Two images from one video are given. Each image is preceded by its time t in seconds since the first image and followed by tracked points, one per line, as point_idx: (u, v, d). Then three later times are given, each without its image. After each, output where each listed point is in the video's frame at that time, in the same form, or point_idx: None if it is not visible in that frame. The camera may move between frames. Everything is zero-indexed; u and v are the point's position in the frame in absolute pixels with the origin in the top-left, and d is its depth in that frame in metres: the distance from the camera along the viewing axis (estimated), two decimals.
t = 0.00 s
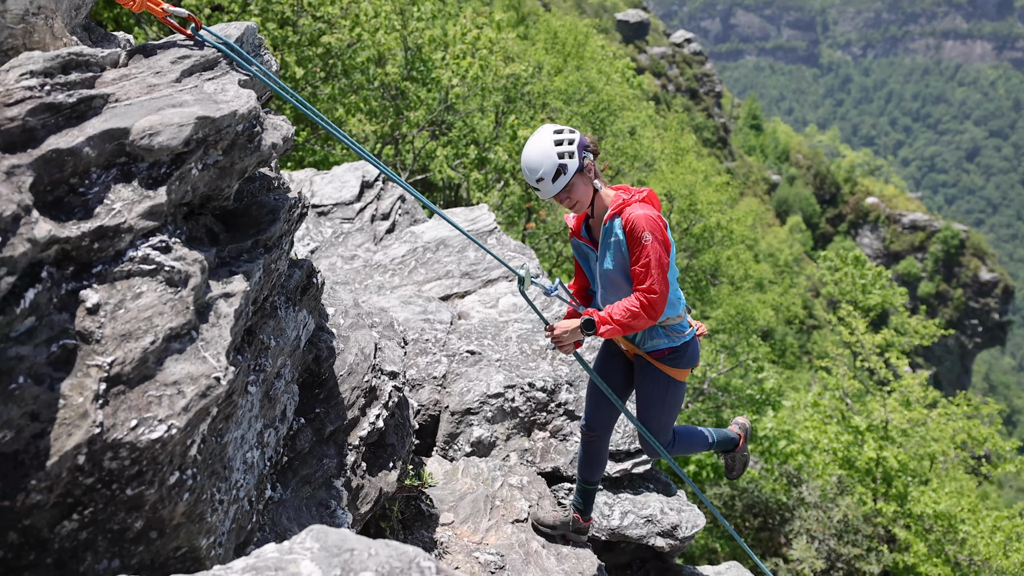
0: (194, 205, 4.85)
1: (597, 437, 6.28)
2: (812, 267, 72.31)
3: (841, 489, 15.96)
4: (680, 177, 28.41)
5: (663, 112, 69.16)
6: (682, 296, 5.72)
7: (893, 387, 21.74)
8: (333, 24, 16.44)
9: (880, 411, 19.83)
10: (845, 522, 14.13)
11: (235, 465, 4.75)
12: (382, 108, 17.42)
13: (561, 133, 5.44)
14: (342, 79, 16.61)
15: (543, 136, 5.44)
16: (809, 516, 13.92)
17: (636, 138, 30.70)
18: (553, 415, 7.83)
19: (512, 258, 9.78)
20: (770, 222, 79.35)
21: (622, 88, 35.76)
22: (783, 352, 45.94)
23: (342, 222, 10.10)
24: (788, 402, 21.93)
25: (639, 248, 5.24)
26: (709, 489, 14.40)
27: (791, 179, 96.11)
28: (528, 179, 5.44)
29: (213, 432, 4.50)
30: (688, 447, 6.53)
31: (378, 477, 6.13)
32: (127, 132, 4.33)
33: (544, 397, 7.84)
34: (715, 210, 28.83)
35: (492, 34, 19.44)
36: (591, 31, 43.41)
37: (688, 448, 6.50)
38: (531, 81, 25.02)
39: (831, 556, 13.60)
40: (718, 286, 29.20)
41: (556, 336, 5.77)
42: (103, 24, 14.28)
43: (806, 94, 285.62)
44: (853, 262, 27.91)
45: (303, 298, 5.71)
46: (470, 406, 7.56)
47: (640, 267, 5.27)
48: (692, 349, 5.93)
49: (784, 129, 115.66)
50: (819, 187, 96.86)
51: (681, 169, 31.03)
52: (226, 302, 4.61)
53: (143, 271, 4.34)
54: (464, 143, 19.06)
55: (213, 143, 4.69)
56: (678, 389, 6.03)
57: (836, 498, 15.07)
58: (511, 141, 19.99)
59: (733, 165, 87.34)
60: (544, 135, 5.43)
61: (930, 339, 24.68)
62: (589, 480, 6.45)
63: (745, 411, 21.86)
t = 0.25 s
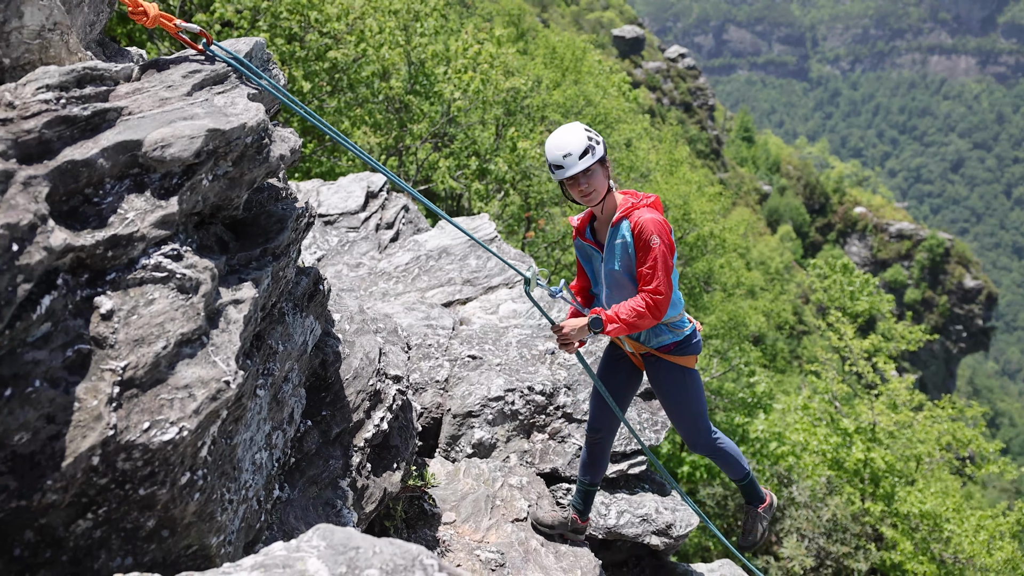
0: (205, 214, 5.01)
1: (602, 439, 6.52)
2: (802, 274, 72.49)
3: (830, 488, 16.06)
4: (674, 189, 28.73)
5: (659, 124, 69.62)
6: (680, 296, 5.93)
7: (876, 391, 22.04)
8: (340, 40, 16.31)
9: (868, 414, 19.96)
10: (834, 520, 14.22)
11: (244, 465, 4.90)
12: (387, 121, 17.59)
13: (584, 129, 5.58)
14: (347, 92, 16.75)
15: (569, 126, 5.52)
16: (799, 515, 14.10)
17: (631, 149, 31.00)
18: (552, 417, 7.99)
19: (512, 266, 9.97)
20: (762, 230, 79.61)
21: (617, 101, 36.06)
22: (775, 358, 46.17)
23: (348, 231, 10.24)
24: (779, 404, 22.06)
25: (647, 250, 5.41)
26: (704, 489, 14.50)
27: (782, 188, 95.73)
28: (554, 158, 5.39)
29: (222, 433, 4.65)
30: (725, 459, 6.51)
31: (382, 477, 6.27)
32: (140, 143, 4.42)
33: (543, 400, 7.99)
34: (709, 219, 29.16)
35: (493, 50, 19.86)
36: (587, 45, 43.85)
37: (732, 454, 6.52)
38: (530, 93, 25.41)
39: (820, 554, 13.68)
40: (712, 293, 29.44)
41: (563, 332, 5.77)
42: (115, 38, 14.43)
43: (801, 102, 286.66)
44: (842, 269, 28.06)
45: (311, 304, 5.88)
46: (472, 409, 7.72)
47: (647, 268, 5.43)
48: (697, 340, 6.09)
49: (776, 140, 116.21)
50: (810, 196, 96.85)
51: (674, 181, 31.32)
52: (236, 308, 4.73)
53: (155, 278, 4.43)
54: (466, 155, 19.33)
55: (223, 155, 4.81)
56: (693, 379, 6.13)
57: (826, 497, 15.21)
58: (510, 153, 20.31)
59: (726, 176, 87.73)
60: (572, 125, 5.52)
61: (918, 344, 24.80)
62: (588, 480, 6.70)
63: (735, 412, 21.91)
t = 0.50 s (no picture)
0: (205, 213, 5.01)
1: (602, 439, 6.41)
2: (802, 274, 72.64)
3: (830, 488, 16.07)
4: (675, 187, 28.68)
5: (658, 123, 69.59)
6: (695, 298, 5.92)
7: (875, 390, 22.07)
8: (340, 40, 16.27)
9: (868, 413, 19.96)
10: (833, 520, 14.22)
11: (244, 465, 4.90)
12: (387, 121, 17.57)
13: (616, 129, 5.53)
14: (348, 92, 16.74)
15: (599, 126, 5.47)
16: (799, 515, 14.13)
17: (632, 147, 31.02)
18: (552, 416, 7.99)
19: (511, 265, 9.97)
20: (761, 229, 79.58)
21: (617, 100, 36.04)
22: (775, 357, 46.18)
23: (348, 230, 10.25)
24: (778, 404, 22.10)
25: (663, 258, 5.39)
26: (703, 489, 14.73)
27: (782, 187, 96.21)
28: (582, 158, 5.34)
29: (222, 433, 4.65)
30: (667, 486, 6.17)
31: (382, 477, 6.27)
32: (140, 143, 4.42)
33: (543, 399, 7.99)
34: (710, 220, 29.23)
35: (493, 50, 19.88)
36: (587, 45, 43.83)
37: (671, 481, 6.15)
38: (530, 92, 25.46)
39: (820, 553, 13.67)
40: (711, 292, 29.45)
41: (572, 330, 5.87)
42: (115, 38, 14.41)
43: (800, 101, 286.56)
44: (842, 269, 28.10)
45: (311, 304, 5.88)
46: (472, 409, 7.72)
47: (662, 276, 5.43)
48: (698, 350, 6.00)
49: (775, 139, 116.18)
50: (810, 195, 97.40)
51: (673, 180, 31.34)
52: (236, 307, 4.73)
53: (155, 278, 4.43)
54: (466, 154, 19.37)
55: (223, 154, 4.80)
56: (681, 389, 5.98)
57: (827, 497, 15.23)
58: (510, 152, 20.34)
59: (726, 175, 87.71)
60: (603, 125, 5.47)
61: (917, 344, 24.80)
62: (589, 481, 6.60)
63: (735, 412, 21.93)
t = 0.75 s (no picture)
0: (205, 214, 5.01)
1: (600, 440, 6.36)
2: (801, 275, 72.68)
3: (830, 488, 16.06)
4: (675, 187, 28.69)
5: (658, 124, 69.60)
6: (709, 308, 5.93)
7: (875, 391, 22.07)
8: (340, 41, 16.25)
9: (868, 414, 19.95)
10: (833, 520, 14.21)
11: (244, 466, 4.90)
12: (386, 121, 17.59)
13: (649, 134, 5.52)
14: (347, 92, 16.75)
15: (632, 130, 5.46)
16: (799, 515, 14.13)
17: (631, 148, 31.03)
18: (552, 417, 7.99)
19: (511, 266, 9.97)
20: (761, 230, 79.58)
21: (617, 101, 36.04)
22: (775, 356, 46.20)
23: (348, 231, 10.25)
24: (778, 404, 22.09)
25: (679, 269, 5.40)
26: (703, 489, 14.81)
27: (781, 188, 96.28)
28: (613, 162, 5.35)
29: (222, 433, 4.65)
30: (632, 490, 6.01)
31: (381, 477, 6.27)
32: (139, 144, 4.42)
33: (543, 399, 7.98)
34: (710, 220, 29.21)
35: (493, 50, 19.89)
36: (587, 46, 43.86)
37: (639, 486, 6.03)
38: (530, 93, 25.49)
39: (820, 553, 13.65)
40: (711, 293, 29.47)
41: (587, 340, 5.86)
42: (115, 39, 14.40)
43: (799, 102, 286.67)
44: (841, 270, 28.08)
45: (310, 304, 5.88)
46: (472, 409, 7.72)
47: (677, 288, 5.45)
48: (703, 361, 5.97)
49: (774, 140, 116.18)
50: (810, 196, 97.55)
51: (673, 181, 31.34)
52: (235, 308, 4.73)
53: (155, 278, 4.43)
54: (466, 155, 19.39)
55: (223, 155, 4.80)
56: (676, 398, 5.92)
57: (826, 497, 15.22)
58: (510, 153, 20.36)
59: (726, 176, 87.68)
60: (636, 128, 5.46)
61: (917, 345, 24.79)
62: (588, 482, 6.54)
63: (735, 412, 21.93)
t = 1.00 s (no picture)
0: (205, 214, 5.00)
1: (610, 445, 6.30)
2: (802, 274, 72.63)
3: (830, 488, 16.05)
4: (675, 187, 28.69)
5: (658, 123, 69.53)
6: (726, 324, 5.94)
7: (875, 391, 22.06)
8: (339, 40, 16.23)
9: (868, 414, 19.94)
10: (834, 520, 14.21)
11: (244, 466, 4.90)
12: (387, 121, 17.56)
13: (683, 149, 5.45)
14: (348, 92, 16.75)
15: (665, 146, 5.40)
16: (799, 515, 14.12)
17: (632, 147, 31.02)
18: (552, 417, 7.99)
19: (511, 266, 9.97)
20: (761, 229, 79.53)
21: (617, 101, 36.01)
22: (775, 355, 46.20)
23: (348, 231, 10.25)
24: (778, 404, 22.08)
25: (698, 289, 5.41)
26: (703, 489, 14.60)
27: (782, 188, 96.25)
28: (647, 179, 5.29)
29: (222, 433, 4.65)
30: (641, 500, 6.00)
31: (382, 477, 6.27)
32: (140, 143, 4.42)
33: (543, 399, 7.99)
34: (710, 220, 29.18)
35: (493, 50, 19.89)
36: (588, 46, 43.81)
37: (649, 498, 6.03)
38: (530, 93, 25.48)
39: (820, 554, 13.65)
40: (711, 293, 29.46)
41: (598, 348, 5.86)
42: (115, 39, 14.39)
43: (800, 101, 286.45)
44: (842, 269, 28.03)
45: (311, 304, 5.88)
46: (472, 409, 7.72)
47: (693, 307, 5.46)
48: (721, 373, 5.98)
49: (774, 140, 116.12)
50: (810, 196, 97.54)
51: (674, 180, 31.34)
52: (236, 308, 4.73)
53: (155, 278, 4.43)
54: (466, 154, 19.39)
55: (223, 155, 4.80)
56: (693, 412, 5.96)
57: (826, 497, 15.22)
58: (511, 153, 20.37)
59: (726, 176, 87.62)
60: (669, 144, 5.40)
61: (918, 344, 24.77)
62: (593, 484, 6.49)
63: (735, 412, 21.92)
